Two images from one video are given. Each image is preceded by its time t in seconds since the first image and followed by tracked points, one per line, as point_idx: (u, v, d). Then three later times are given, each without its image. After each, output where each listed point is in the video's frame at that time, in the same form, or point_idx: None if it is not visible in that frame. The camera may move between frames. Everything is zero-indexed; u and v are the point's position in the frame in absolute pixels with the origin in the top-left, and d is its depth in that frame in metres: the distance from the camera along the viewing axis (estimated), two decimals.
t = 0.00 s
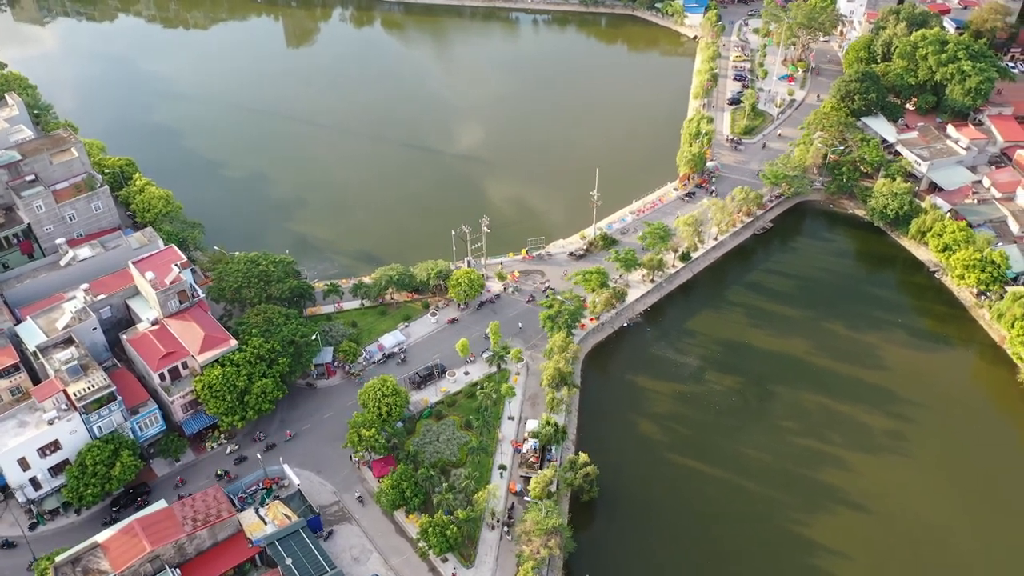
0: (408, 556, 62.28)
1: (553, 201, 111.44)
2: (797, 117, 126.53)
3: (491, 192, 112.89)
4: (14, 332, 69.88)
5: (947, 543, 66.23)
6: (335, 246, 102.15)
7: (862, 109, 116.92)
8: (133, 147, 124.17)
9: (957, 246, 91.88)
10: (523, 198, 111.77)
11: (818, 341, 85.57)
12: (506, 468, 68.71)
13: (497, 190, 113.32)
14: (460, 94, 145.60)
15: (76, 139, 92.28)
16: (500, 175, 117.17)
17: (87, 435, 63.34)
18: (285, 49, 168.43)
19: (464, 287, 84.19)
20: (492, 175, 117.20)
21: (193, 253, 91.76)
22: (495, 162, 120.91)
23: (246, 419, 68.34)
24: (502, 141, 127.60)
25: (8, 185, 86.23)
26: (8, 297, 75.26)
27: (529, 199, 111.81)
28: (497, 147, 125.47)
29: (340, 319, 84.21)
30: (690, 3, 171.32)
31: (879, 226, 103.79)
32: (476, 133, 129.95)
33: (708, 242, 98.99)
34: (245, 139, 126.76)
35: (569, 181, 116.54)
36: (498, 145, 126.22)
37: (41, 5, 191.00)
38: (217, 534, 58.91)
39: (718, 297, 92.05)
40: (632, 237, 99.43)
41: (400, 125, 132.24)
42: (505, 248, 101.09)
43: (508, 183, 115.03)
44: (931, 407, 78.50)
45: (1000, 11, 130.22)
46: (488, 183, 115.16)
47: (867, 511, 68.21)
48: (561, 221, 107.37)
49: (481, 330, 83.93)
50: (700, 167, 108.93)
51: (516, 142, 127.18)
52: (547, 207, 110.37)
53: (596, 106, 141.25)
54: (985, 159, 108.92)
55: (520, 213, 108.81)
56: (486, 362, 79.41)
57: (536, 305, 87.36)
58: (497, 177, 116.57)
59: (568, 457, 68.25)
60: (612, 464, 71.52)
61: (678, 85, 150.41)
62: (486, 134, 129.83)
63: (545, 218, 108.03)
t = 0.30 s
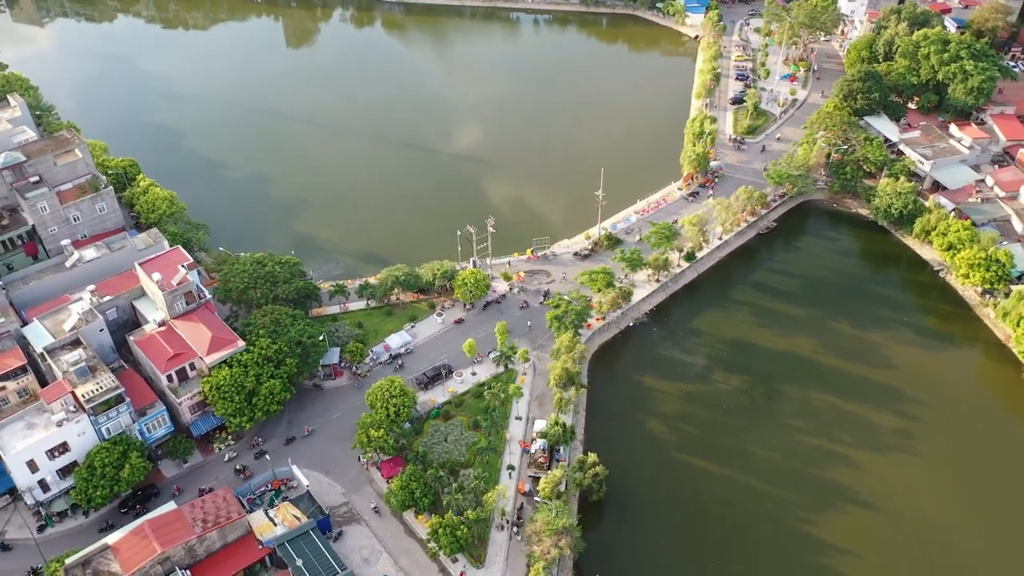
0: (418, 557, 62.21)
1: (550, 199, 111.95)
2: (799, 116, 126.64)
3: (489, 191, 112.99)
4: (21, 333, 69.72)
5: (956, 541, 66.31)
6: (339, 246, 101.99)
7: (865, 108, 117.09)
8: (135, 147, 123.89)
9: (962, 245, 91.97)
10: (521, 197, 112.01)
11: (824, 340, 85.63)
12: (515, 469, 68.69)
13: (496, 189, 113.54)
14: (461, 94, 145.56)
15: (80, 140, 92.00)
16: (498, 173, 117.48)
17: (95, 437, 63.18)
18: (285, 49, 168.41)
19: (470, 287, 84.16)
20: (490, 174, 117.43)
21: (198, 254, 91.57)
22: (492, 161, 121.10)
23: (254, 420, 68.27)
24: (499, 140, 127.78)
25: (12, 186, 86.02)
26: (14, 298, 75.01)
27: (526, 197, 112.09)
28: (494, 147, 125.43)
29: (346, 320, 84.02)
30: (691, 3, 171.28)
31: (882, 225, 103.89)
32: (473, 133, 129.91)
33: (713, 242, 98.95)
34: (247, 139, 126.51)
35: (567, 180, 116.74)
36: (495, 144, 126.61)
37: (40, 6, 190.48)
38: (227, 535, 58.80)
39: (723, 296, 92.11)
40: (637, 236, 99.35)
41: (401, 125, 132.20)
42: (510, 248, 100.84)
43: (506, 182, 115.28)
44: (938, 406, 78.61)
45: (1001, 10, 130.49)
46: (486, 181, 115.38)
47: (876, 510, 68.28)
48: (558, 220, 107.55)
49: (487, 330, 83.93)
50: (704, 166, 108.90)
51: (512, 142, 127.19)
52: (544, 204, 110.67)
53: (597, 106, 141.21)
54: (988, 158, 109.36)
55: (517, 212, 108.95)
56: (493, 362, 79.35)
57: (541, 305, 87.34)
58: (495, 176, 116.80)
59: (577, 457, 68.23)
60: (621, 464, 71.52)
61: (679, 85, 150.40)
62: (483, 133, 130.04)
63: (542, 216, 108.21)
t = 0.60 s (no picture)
0: (429, 558, 62.13)
1: (545, 198, 112.01)
2: (800, 115, 126.94)
3: (483, 191, 112.95)
4: (27, 337, 69.46)
5: (964, 536, 66.60)
6: (342, 246, 101.79)
7: (865, 106, 117.50)
8: (135, 148, 123.42)
9: (965, 243, 92.26)
10: (515, 196, 112.02)
11: (829, 338, 85.81)
12: (524, 469, 68.66)
13: (490, 189, 113.37)
14: (461, 94, 145.49)
15: (82, 142, 91.66)
16: (492, 172, 117.61)
17: (104, 441, 62.91)
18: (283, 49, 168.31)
19: (476, 287, 84.12)
20: (484, 173, 117.43)
21: (201, 255, 91.31)
22: (483, 161, 120.92)
23: (262, 422, 68.14)
24: (494, 140, 127.79)
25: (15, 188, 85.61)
26: (18, 301, 74.56)
27: (521, 196, 112.11)
28: (488, 148, 125.12)
29: (352, 321, 83.84)
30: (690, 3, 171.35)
31: (885, 224, 104.13)
32: (467, 133, 129.83)
33: (716, 241, 99.04)
34: (248, 140, 126.15)
35: (561, 179, 116.83)
36: (489, 142, 126.84)
37: (36, 7, 189.73)
38: (238, 538, 58.67)
39: (727, 295, 92.23)
40: (641, 236, 99.36)
41: (401, 125, 132.12)
42: (515, 248, 100.64)
43: (501, 181, 115.36)
44: (943, 402, 78.86)
45: (999, 9, 131.05)
46: (481, 181, 115.35)
47: (883, 506, 68.41)
48: (553, 219, 107.60)
49: (493, 330, 83.92)
50: (706, 165, 109.02)
51: (503, 142, 127.04)
52: (538, 204, 110.78)
53: (597, 105, 141.28)
54: (989, 156, 109.65)
55: (512, 211, 108.89)
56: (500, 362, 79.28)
57: (547, 305, 87.30)
58: (490, 175, 116.86)
59: (586, 457, 68.20)
60: (628, 463, 71.53)
61: (678, 85, 150.53)
62: (478, 132, 130.22)
63: (538, 215, 108.30)
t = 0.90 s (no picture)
0: (437, 560, 62.02)
1: (530, 199, 111.54)
2: (792, 112, 127.70)
3: (466, 191, 112.83)
4: (24, 344, 68.51)
5: (966, 527, 67.15)
6: (338, 249, 101.35)
7: (857, 103, 118.45)
8: (126, 153, 122.43)
9: (959, 237, 93.01)
10: (499, 195, 111.90)
11: (827, 333, 86.31)
12: (528, 469, 68.67)
13: (474, 191, 112.86)
14: (452, 94, 145.42)
15: (75, 147, 90.89)
16: (475, 172, 117.58)
17: (106, 448, 62.35)
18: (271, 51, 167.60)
19: (475, 288, 84.05)
20: (467, 174, 117.12)
21: (197, 260, 90.78)
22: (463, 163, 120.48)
23: (264, 426, 67.86)
24: (477, 141, 127.27)
25: (8, 194, 84.68)
26: (14, 308, 73.70)
27: (505, 196, 111.87)
28: (469, 149, 124.41)
29: (351, 323, 83.48)
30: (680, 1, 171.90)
31: (879, 219, 104.82)
32: (450, 133, 129.74)
33: (713, 239, 99.40)
34: (240, 143, 125.43)
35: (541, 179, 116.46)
36: (472, 142, 126.58)
37: (20, 11, 187.82)
38: (244, 543, 58.32)
39: (725, 293, 92.60)
40: (637, 234, 99.51)
41: (393, 126, 131.89)
42: (513, 249, 100.59)
43: (485, 181, 115.23)
44: (941, 396, 79.50)
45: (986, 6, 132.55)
46: (465, 182, 115.04)
47: (885, 500, 68.86)
48: (539, 219, 107.33)
49: (493, 331, 83.89)
50: (701, 163, 109.44)
51: (484, 143, 126.60)
52: (524, 203, 110.47)
53: (589, 105, 141.59)
54: (978, 152, 111.16)
55: (496, 211, 108.74)
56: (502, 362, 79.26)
57: (546, 305, 87.33)
58: (472, 176, 116.46)
59: (590, 456, 68.26)
60: (633, 461, 71.67)
61: (670, 84, 151.05)
62: (461, 132, 129.99)
63: (523, 214, 108.05)
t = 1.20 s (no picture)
0: (434, 563, 61.82)
1: (496, 200, 111.07)
2: (762, 107, 129.47)
3: (431, 191, 112.61)
4: (3, 361, 66.88)
5: (951, 508, 68.64)
6: (318, 254, 100.46)
7: (826, 97, 120.60)
8: (94, 162, 120.05)
9: (930, 225, 95.09)
10: (465, 197, 111.61)
11: (807, 323, 87.69)
12: (521, 468, 68.76)
13: (440, 191, 112.74)
14: (424, 95, 145.08)
15: (45, 158, 89.01)
16: (435, 173, 117.41)
17: (92, 463, 61.18)
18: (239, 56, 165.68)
19: (459, 289, 83.96)
20: (430, 175, 116.85)
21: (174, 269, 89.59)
22: (423, 164, 120.10)
23: (253, 435, 67.16)
24: (441, 142, 126.79)
25: None
26: None
27: (470, 196, 111.81)
28: (431, 151, 123.73)
29: (335, 329, 82.81)
30: None
31: (852, 210, 106.70)
32: (414, 132, 129.85)
33: (691, 233, 100.37)
34: (211, 150, 123.72)
35: (497, 179, 116.42)
36: (435, 144, 126.10)
37: None
38: (239, 555, 57.60)
39: (706, 286, 93.59)
40: (616, 231, 100.01)
41: (366, 129, 131.10)
42: (494, 249, 100.60)
43: (450, 183, 114.86)
44: (921, 381, 81.21)
45: None
46: (430, 184, 114.60)
47: (872, 484, 70.17)
48: (506, 219, 107.16)
49: (479, 331, 83.81)
50: (677, 159, 110.51)
51: (450, 145, 126.20)
52: (490, 204, 110.21)
53: (561, 103, 142.14)
54: (946, 141, 113.82)
55: (461, 211, 108.62)
56: (489, 363, 79.19)
57: (530, 304, 87.50)
58: (435, 177, 116.28)
59: (582, 453, 68.53)
60: (624, 456, 72.10)
61: (640, 81, 152.25)
62: (425, 134, 129.54)
63: (488, 215, 107.70)
